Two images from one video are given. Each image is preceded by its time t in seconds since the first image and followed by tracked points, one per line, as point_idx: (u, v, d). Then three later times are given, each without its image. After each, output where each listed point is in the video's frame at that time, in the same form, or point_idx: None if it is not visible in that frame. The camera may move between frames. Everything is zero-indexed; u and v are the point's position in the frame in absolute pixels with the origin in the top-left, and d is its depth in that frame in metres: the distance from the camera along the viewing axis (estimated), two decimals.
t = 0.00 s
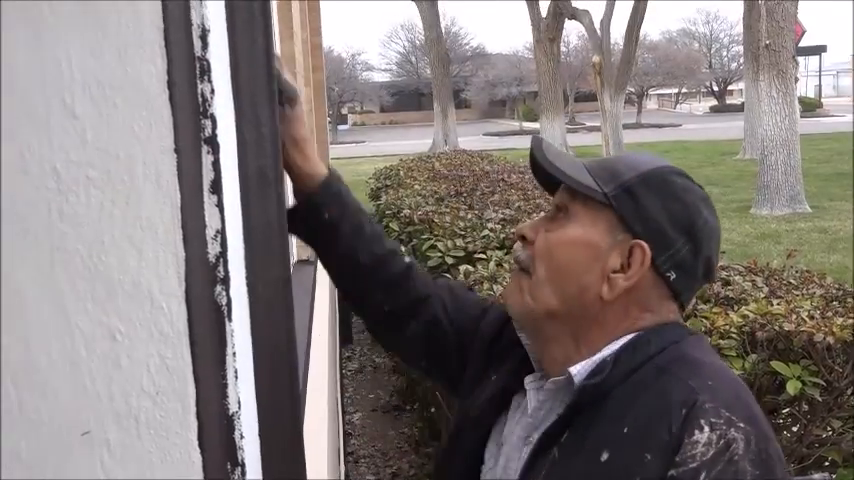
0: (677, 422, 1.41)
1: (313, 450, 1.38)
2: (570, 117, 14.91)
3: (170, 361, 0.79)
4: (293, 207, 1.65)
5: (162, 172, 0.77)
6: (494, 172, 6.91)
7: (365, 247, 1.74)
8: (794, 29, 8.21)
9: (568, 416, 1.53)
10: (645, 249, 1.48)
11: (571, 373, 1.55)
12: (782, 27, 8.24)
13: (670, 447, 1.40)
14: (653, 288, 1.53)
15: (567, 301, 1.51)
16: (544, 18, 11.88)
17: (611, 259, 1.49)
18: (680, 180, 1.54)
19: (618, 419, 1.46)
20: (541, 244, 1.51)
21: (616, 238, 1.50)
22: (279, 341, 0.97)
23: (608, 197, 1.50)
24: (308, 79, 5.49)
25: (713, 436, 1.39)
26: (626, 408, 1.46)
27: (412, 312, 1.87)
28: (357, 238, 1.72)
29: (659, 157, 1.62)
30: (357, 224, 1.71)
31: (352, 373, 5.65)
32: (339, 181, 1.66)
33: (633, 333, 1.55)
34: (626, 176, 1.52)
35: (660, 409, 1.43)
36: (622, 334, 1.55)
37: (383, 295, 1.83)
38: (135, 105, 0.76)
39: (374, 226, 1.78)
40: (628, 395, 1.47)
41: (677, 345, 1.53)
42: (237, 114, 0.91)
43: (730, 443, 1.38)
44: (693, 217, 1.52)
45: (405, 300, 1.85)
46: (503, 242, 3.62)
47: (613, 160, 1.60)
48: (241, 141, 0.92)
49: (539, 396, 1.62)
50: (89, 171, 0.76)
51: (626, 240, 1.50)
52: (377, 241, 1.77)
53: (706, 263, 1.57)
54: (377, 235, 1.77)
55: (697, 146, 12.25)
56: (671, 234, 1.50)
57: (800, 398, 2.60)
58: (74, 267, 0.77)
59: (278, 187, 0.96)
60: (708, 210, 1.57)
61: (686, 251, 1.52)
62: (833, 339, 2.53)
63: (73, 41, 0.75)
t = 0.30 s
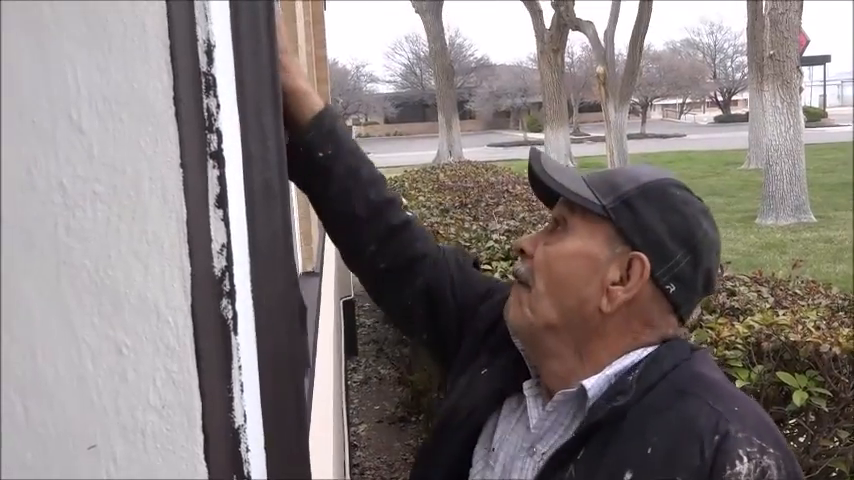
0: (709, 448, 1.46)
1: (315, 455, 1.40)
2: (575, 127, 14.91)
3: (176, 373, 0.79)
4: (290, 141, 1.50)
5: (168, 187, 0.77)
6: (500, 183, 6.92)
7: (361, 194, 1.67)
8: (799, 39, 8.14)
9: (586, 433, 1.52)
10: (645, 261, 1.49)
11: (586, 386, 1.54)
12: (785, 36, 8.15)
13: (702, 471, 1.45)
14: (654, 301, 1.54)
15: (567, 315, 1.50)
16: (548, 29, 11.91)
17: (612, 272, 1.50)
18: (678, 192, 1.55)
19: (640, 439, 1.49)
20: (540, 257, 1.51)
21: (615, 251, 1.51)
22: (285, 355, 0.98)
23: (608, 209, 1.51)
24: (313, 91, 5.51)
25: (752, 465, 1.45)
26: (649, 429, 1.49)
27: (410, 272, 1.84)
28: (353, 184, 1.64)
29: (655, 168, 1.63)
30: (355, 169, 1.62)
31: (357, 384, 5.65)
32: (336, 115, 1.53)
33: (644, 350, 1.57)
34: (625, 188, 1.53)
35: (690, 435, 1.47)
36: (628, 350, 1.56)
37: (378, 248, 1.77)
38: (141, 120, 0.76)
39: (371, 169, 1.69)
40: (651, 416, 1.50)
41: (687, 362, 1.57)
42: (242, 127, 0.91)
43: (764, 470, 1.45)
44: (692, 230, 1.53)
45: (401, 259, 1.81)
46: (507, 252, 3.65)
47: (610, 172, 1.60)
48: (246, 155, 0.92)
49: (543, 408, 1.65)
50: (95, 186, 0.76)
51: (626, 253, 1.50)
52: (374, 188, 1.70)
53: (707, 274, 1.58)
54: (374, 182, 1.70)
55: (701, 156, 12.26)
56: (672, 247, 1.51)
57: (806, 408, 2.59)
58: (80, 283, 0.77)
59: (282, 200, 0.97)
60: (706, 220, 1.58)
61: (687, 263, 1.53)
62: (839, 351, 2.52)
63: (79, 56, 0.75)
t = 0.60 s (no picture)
0: (715, 446, 1.43)
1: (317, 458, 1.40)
2: (578, 129, 14.92)
3: (180, 376, 0.79)
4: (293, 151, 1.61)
5: (172, 188, 0.77)
6: (503, 184, 6.92)
7: (358, 203, 1.75)
8: (801, 41, 8.18)
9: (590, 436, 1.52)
10: (647, 262, 1.49)
11: (590, 387, 1.54)
12: (789, 37, 8.24)
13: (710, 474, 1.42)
14: (656, 303, 1.54)
15: (569, 319, 1.52)
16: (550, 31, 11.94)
17: (613, 274, 1.51)
18: (680, 192, 1.55)
19: (645, 440, 1.47)
20: (543, 260, 1.53)
21: (617, 253, 1.51)
22: (287, 357, 0.98)
23: (609, 211, 1.51)
24: (316, 94, 5.52)
25: (757, 465, 1.41)
26: (653, 429, 1.47)
27: (406, 277, 1.88)
28: (352, 193, 1.72)
29: (658, 171, 1.63)
30: (352, 179, 1.70)
31: (360, 386, 5.66)
32: (337, 129, 1.64)
33: (646, 352, 1.57)
34: (626, 189, 1.53)
35: (695, 435, 1.45)
36: (631, 352, 1.56)
37: (376, 255, 1.84)
38: (145, 122, 0.76)
39: (371, 181, 1.78)
40: (656, 416, 1.49)
41: (690, 364, 1.56)
42: (246, 129, 0.91)
43: (770, 471, 1.41)
44: (694, 230, 1.53)
45: (397, 266, 1.86)
46: (509, 253, 3.66)
47: (614, 174, 1.61)
48: (249, 157, 0.92)
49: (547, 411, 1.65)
50: (99, 188, 0.76)
51: (628, 255, 1.51)
52: (373, 198, 1.78)
53: (710, 275, 1.58)
54: (373, 192, 1.77)
55: (704, 158, 12.26)
56: (675, 248, 1.51)
57: (810, 411, 2.60)
58: (84, 285, 0.77)
59: (285, 203, 0.97)
60: (710, 222, 1.58)
61: (690, 264, 1.53)
62: (841, 352, 2.52)
63: (83, 58, 0.75)
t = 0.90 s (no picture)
0: (699, 438, 1.43)
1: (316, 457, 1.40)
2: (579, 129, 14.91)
3: (181, 375, 0.79)
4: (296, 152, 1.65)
5: (174, 188, 0.77)
6: (503, 184, 6.91)
7: (362, 201, 1.78)
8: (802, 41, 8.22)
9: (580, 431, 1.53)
10: (641, 260, 1.49)
11: (582, 381, 1.54)
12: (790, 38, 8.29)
13: (696, 462, 1.42)
14: (650, 301, 1.54)
15: (565, 316, 1.52)
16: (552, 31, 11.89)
17: (609, 273, 1.51)
18: (675, 192, 1.55)
19: (633, 433, 1.47)
20: (539, 258, 1.54)
21: (612, 251, 1.52)
22: (288, 355, 0.98)
23: (603, 211, 1.52)
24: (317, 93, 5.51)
25: (741, 454, 1.40)
26: (641, 421, 1.48)
27: (411, 275, 1.89)
28: (357, 191, 1.76)
29: (654, 171, 1.63)
30: (357, 177, 1.75)
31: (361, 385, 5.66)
32: (341, 128, 1.67)
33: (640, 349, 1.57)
34: (621, 189, 1.54)
35: (682, 428, 1.45)
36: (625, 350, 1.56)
37: (379, 253, 1.86)
38: (147, 122, 0.76)
39: (376, 178, 1.81)
40: (645, 408, 1.49)
41: (683, 360, 1.56)
42: (248, 129, 0.91)
43: (754, 461, 1.41)
44: (688, 229, 1.53)
45: (400, 263, 1.87)
46: (510, 253, 3.66)
47: (610, 174, 1.61)
48: (250, 156, 0.92)
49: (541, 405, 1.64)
50: (101, 188, 0.77)
51: (622, 254, 1.51)
52: (377, 196, 1.81)
53: (704, 274, 1.58)
54: (377, 190, 1.80)
55: (705, 158, 12.27)
56: (669, 246, 1.51)
57: (810, 411, 2.60)
58: (87, 284, 0.77)
59: (287, 203, 0.97)
60: (704, 220, 1.58)
61: (683, 262, 1.53)
62: (842, 353, 2.54)
63: (84, 59, 0.75)
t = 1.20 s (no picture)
0: (697, 440, 1.43)
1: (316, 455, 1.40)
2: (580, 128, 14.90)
3: (180, 374, 0.79)
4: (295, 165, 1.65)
5: (173, 188, 0.77)
6: (504, 184, 6.91)
7: (358, 214, 1.79)
8: (804, 41, 8.14)
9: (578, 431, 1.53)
10: (635, 260, 1.49)
11: (580, 383, 1.54)
12: (791, 38, 8.20)
13: (694, 465, 1.41)
14: (645, 300, 1.54)
15: (560, 317, 1.52)
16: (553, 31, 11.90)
17: (603, 272, 1.51)
18: (669, 192, 1.55)
19: (630, 436, 1.47)
20: (534, 259, 1.54)
21: (606, 251, 1.52)
22: (286, 356, 0.98)
23: (598, 211, 1.52)
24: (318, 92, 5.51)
25: (738, 458, 1.40)
26: (638, 424, 1.48)
27: (403, 281, 1.89)
28: (353, 204, 1.77)
29: (649, 172, 1.63)
30: (353, 190, 1.75)
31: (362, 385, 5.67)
32: (338, 140, 1.67)
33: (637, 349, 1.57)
34: (615, 189, 1.54)
35: (679, 431, 1.45)
36: (621, 350, 1.56)
37: (373, 263, 1.87)
38: (145, 121, 0.76)
39: (373, 190, 1.82)
40: (643, 411, 1.49)
41: (680, 362, 1.56)
42: (248, 130, 0.91)
43: (752, 465, 1.40)
44: (683, 228, 1.53)
45: (392, 272, 1.88)
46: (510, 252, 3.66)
47: (605, 175, 1.62)
48: (249, 157, 0.92)
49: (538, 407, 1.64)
50: (100, 188, 0.77)
51: (617, 254, 1.52)
52: (373, 208, 1.81)
53: (698, 273, 1.58)
54: (373, 203, 1.81)
55: (707, 158, 12.26)
56: (664, 246, 1.51)
57: (811, 410, 2.60)
58: (86, 283, 0.77)
59: (287, 205, 0.97)
60: (699, 220, 1.58)
61: (677, 261, 1.53)
62: (843, 352, 2.54)
63: (84, 58, 0.75)
